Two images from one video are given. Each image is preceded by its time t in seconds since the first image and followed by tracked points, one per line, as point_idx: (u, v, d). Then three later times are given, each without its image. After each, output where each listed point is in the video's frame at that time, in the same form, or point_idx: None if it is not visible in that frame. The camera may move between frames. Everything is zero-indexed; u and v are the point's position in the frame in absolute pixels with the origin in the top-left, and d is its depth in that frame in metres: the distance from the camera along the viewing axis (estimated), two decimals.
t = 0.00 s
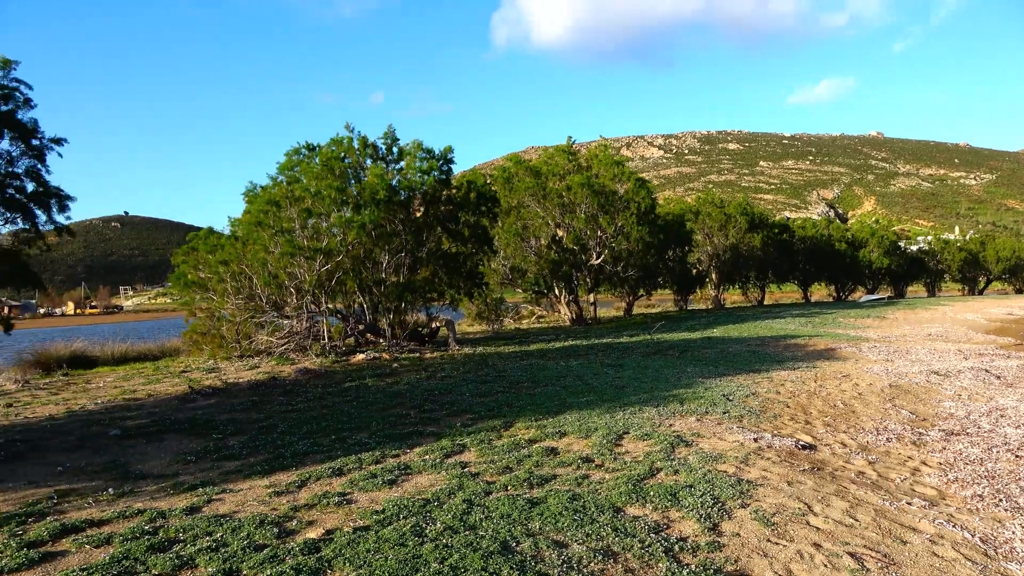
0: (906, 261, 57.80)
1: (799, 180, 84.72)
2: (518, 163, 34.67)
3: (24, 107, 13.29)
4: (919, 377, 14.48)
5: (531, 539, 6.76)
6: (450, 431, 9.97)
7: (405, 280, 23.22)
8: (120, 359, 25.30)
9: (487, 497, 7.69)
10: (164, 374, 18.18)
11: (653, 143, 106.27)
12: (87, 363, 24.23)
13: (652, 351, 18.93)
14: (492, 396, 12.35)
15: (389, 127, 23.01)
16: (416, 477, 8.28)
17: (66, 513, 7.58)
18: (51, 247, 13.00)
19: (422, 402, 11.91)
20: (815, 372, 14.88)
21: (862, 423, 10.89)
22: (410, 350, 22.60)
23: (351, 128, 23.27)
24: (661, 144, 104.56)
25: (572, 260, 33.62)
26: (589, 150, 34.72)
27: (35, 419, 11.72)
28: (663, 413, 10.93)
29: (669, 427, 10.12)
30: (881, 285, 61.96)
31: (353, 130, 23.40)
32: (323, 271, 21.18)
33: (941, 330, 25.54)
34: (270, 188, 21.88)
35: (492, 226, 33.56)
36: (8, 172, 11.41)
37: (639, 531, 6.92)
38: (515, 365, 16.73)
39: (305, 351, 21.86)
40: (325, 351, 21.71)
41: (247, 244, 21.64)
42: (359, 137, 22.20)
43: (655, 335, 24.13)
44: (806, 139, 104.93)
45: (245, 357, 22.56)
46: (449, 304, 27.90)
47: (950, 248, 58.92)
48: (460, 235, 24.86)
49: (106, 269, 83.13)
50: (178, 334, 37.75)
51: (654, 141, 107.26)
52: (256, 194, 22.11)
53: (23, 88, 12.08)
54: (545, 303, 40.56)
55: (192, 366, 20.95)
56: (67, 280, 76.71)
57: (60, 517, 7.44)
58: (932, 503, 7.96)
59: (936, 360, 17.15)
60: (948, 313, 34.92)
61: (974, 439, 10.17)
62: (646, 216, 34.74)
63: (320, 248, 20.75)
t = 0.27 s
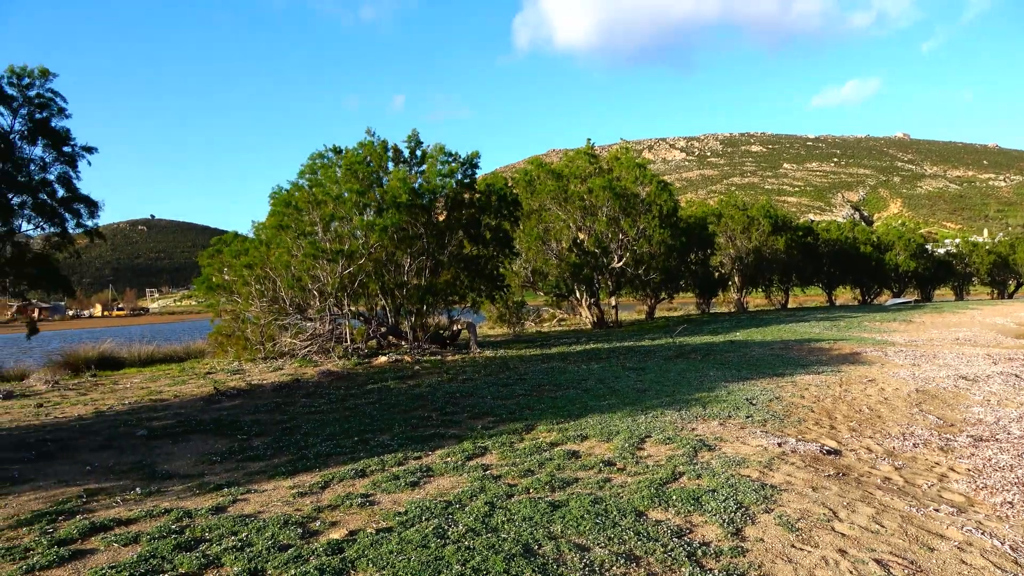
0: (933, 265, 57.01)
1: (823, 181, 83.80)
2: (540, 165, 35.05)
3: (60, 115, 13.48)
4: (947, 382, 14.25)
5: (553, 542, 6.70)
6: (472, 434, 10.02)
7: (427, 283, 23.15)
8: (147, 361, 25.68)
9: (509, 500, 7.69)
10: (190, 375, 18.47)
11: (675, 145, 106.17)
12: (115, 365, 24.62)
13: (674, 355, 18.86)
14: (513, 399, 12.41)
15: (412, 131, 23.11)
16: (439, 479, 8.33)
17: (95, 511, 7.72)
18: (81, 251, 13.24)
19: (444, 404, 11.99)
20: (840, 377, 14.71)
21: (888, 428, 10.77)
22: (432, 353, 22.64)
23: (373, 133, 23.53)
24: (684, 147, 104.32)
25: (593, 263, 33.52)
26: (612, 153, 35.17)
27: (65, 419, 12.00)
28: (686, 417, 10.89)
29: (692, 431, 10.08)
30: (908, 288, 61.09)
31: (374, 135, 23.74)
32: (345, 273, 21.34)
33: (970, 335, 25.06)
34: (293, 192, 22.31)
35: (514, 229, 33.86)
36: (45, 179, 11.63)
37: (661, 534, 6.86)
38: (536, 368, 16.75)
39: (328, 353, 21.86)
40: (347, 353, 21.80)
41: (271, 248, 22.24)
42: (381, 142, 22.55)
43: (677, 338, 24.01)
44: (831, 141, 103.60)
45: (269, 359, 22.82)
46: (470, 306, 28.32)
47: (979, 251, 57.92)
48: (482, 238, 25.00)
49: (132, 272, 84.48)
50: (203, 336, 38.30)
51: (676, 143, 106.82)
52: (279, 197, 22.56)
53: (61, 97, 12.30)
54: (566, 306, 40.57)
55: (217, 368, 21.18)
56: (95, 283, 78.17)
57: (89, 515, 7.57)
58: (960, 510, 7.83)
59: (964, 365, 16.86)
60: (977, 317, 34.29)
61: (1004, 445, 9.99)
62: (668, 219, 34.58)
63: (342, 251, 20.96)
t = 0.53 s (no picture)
0: (963, 268, 56.02)
1: (848, 184, 82.74)
2: (561, 169, 35.23)
3: (90, 122, 13.68)
4: (977, 387, 13.97)
5: (575, 546, 6.62)
6: (493, 437, 10.05)
7: (449, 287, 23.08)
8: (174, 363, 25.97)
9: (530, 504, 7.68)
10: (215, 377, 18.72)
11: (698, 147, 105.67)
12: (143, 367, 24.95)
13: (697, 359, 18.75)
14: (535, 403, 12.44)
15: (442, 135, 23.14)
16: (460, 482, 8.35)
17: (122, 511, 7.84)
18: (109, 257, 13.43)
19: (465, 408, 12.04)
20: (866, 381, 14.51)
21: (915, 434, 10.61)
22: (453, 357, 22.80)
23: (400, 137, 23.66)
24: (707, 149, 103.75)
25: (615, 267, 33.39)
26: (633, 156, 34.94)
27: (94, 420, 12.25)
28: (709, 422, 10.82)
29: (715, 436, 10.01)
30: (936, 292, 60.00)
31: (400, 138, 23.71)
32: (368, 277, 21.57)
33: (1001, 339, 24.52)
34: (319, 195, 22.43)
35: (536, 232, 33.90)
36: (77, 185, 11.82)
37: (684, 538, 6.77)
38: (558, 372, 16.73)
39: (350, 356, 22.20)
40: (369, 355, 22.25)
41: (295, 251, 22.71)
42: (407, 146, 22.49)
43: (699, 343, 24.00)
44: (856, 142, 102.11)
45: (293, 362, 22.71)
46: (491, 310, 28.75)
47: (1010, 254, 56.73)
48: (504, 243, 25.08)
49: (159, 274, 85.90)
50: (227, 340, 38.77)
51: (698, 146, 106.35)
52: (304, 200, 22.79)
53: (92, 104, 12.51)
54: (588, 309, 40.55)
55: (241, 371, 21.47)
56: (123, 286, 79.63)
57: (116, 515, 7.69)
58: (991, 518, 7.66)
59: (995, 370, 16.51)
60: (1008, 321, 33.60)
61: None
62: (691, 222, 34.26)
63: (365, 254, 21.08)
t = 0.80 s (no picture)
0: (986, 268, 55.25)
1: (867, 184, 81.98)
2: (576, 171, 35.36)
3: (107, 122, 13.66)
4: (1002, 389, 13.76)
5: (592, 548, 6.56)
6: (510, 439, 10.07)
7: (465, 289, 23.13)
8: (193, 365, 26.16)
9: (547, 505, 7.65)
10: (234, 379, 18.90)
11: (715, 148, 105.36)
12: (163, 369, 25.16)
13: (715, 360, 18.69)
14: (552, 404, 12.46)
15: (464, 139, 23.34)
16: (477, 483, 8.36)
17: (143, 511, 7.91)
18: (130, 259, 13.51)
19: (482, 410, 12.08)
20: (887, 383, 14.37)
21: (937, 436, 10.49)
22: (471, 357, 22.94)
23: (423, 138, 23.84)
24: (724, 150, 103.43)
25: (632, 268, 33.33)
26: (649, 157, 34.91)
27: (115, 422, 12.42)
28: (727, 423, 10.76)
29: (733, 438, 9.96)
30: (959, 292, 59.24)
31: (425, 140, 24.10)
32: (385, 280, 21.53)
33: None
34: (337, 199, 22.69)
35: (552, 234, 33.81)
36: (97, 188, 11.89)
37: (702, 540, 6.69)
38: (574, 373, 16.73)
39: (368, 358, 22.29)
40: (387, 357, 22.45)
41: (313, 253, 22.63)
42: (429, 149, 22.74)
43: (718, 344, 23.91)
44: (876, 142, 101.04)
45: (312, 364, 22.95)
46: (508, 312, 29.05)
47: None
48: (520, 245, 25.11)
49: (179, 277, 86.96)
50: (247, 341, 39.10)
51: (715, 147, 105.98)
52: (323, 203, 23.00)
53: (110, 107, 12.55)
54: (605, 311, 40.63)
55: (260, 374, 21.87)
56: (144, 289, 80.65)
57: (137, 515, 7.76)
58: (1016, 521, 7.53)
59: (1020, 371, 16.24)
60: None
61: None
62: (708, 223, 34.11)
63: (384, 258, 21.10)
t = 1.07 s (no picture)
0: (1012, 266, 54.30)
1: (889, 182, 81.04)
2: (594, 171, 35.48)
3: (126, 126, 13.74)
4: None
5: (614, 549, 6.50)
6: (530, 440, 10.07)
7: (484, 291, 23.00)
8: (215, 367, 26.44)
9: (568, 507, 7.62)
10: (255, 381, 19.09)
11: (734, 147, 104.96)
12: (185, 371, 25.47)
13: (736, 360, 18.59)
14: (572, 406, 12.46)
15: (484, 141, 23.23)
16: (497, 485, 8.36)
17: (166, 512, 7.98)
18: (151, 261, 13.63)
19: (502, 410, 12.11)
20: (912, 383, 14.17)
21: (964, 437, 10.33)
22: (489, 358, 23.17)
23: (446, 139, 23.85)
24: (743, 149, 102.97)
25: (651, 268, 33.30)
26: (668, 157, 34.82)
27: (139, 424, 12.59)
28: (749, 424, 10.70)
29: (756, 439, 9.90)
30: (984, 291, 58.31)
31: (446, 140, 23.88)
32: (405, 281, 21.70)
33: None
34: (356, 201, 22.81)
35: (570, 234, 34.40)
36: (118, 191, 11.97)
37: (725, 542, 6.61)
38: (594, 374, 16.71)
39: (387, 359, 22.58)
40: (406, 359, 22.53)
41: (333, 255, 22.98)
42: (449, 150, 22.78)
43: (739, 344, 23.75)
44: (898, 140, 99.81)
45: (331, 365, 23.40)
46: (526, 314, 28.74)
47: None
48: (539, 246, 25.04)
49: (201, 280, 88.05)
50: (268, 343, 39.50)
51: (734, 146, 105.53)
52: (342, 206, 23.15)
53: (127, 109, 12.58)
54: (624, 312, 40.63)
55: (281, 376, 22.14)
56: (167, 292, 81.86)
57: (160, 516, 7.83)
58: None
59: None
60: None
61: None
62: (728, 222, 33.96)
63: (403, 260, 21.20)
